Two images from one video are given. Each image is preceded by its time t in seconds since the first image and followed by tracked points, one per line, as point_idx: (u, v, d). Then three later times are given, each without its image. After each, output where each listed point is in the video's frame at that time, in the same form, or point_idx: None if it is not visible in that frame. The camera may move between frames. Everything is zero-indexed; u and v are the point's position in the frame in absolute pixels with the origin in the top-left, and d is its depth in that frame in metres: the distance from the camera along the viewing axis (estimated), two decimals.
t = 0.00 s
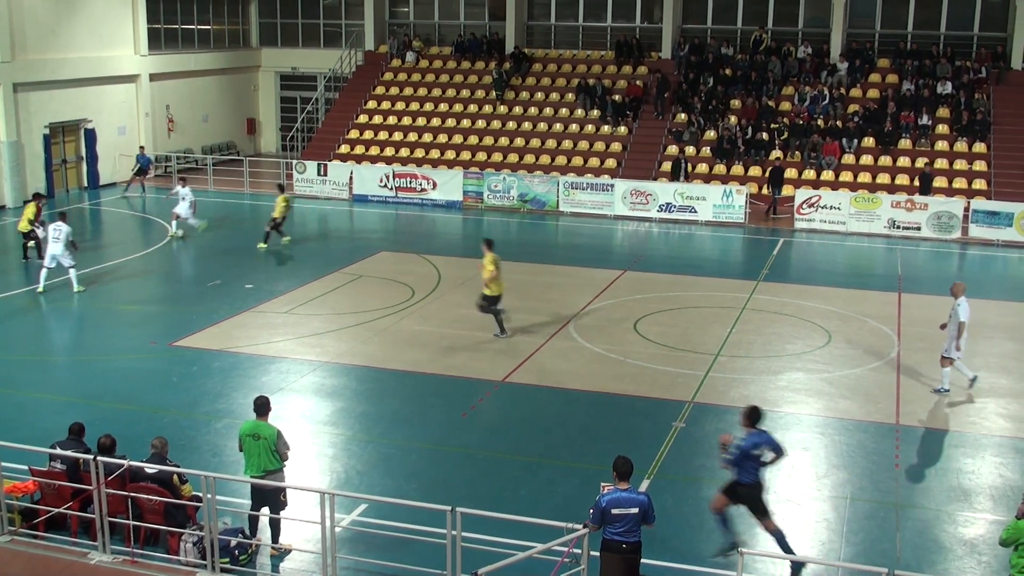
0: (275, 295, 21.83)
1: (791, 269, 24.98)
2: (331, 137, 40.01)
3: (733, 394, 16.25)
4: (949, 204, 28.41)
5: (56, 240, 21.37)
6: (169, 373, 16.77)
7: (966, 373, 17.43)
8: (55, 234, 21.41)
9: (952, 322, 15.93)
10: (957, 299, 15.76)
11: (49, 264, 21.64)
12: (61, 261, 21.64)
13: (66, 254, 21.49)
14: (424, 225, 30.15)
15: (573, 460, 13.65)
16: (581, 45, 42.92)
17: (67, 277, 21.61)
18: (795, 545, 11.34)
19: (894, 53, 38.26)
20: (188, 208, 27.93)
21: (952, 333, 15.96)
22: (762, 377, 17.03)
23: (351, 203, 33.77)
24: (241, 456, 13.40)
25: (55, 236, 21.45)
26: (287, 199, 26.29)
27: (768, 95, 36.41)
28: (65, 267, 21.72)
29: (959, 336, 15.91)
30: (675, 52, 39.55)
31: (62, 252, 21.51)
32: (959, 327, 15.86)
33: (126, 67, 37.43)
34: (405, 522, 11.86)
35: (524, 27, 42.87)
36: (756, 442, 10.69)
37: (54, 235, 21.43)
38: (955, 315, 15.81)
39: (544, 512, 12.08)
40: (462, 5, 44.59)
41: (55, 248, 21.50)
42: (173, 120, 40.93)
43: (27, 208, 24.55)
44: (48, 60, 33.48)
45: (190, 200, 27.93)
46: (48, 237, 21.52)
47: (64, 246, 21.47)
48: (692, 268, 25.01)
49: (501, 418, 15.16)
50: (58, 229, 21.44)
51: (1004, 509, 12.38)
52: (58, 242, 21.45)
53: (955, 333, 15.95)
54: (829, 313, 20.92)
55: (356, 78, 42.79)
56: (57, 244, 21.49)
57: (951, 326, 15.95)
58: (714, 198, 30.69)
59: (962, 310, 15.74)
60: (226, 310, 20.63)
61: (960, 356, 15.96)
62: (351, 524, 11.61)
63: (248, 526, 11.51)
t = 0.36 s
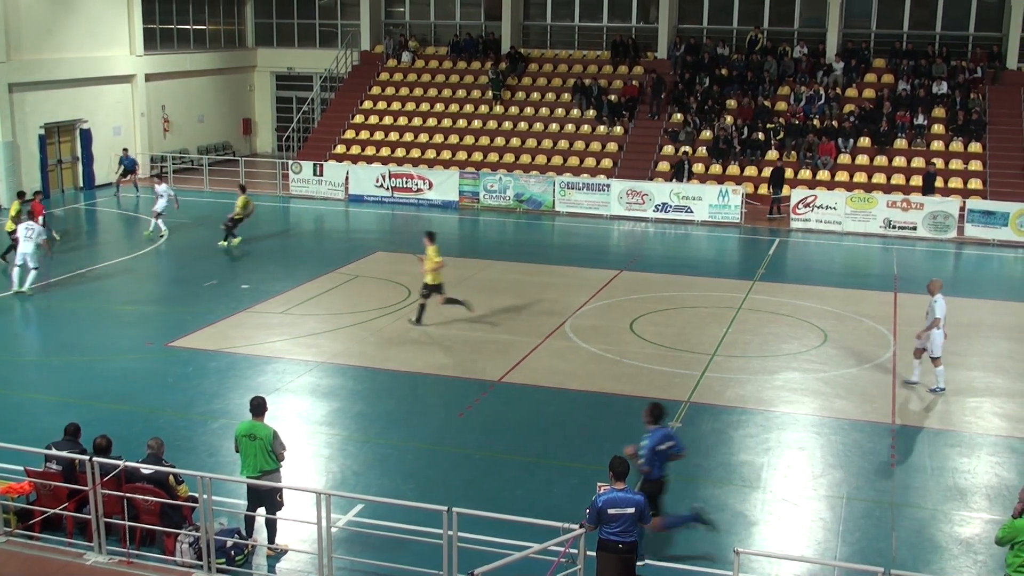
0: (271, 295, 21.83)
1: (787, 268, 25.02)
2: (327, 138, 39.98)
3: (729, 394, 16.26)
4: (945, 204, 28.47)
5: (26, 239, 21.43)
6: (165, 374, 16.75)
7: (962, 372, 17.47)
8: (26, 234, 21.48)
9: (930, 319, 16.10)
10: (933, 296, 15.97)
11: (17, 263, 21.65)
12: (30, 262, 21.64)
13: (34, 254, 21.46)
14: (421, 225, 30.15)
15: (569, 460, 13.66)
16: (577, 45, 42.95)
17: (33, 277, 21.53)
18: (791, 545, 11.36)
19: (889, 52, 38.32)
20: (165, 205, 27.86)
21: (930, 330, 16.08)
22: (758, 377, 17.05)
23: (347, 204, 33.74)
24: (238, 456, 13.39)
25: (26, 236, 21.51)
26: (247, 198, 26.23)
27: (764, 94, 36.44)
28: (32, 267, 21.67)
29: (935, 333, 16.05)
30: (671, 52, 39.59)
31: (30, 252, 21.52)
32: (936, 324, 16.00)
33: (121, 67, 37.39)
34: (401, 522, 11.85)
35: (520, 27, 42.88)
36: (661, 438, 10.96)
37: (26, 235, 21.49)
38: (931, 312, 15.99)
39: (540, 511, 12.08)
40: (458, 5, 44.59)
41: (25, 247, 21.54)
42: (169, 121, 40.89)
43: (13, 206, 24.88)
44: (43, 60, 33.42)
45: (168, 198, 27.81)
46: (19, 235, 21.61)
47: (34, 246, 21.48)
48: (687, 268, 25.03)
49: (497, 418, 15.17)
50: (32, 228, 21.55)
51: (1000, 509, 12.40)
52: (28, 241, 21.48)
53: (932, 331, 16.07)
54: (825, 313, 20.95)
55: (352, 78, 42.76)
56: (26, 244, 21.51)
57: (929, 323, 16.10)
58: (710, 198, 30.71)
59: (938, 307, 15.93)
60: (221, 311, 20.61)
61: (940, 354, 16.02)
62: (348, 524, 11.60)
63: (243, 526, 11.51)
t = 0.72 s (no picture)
0: (267, 295, 21.82)
1: (783, 268, 25.04)
2: (324, 138, 39.96)
3: (725, 394, 16.27)
4: (941, 203, 28.50)
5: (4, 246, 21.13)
6: (161, 374, 16.74)
7: (958, 372, 17.50)
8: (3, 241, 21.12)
9: (911, 318, 16.04)
10: (915, 296, 15.84)
11: None
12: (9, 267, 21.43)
13: (13, 261, 21.27)
14: (417, 225, 30.15)
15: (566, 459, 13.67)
16: (574, 45, 42.97)
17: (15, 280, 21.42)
18: (788, 544, 11.37)
19: (886, 52, 38.38)
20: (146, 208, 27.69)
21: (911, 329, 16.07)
22: (755, 377, 17.07)
23: (344, 204, 33.73)
24: (234, 456, 13.38)
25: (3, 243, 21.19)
26: (218, 198, 26.20)
27: (760, 94, 36.48)
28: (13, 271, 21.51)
29: (916, 331, 16.09)
30: (667, 52, 39.63)
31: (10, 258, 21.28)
32: (917, 323, 15.98)
33: (118, 67, 37.36)
34: (398, 522, 11.86)
35: (517, 27, 42.89)
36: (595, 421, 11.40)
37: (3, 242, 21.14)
38: (912, 312, 15.91)
39: (537, 511, 12.09)
40: (455, 5, 44.60)
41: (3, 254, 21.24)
42: (165, 121, 40.85)
43: None
44: (39, 60, 33.38)
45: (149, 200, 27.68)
46: None
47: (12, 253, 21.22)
48: (684, 268, 25.05)
49: (493, 418, 15.17)
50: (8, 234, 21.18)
51: (996, 508, 12.42)
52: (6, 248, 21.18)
53: (913, 330, 16.08)
54: (821, 312, 20.97)
55: (348, 78, 42.75)
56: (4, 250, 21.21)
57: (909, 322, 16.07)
58: (706, 198, 30.74)
59: (920, 307, 15.84)
60: (218, 311, 20.60)
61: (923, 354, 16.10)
62: (344, 525, 11.60)
63: (240, 527, 11.50)
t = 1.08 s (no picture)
0: (262, 295, 21.80)
1: (779, 268, 25.06)
2: (319, 137, 39.93)
3: (721, 393, 16.29)
4: (936, 203, 28.56)
5: None
6: (156, 374, 16.72)
7: (953, 371, 17.55)
8: None
9: (890, 314, 16.16)
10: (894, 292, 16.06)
11: None
12: None
13: None
14: (413, 225, 30.15)
15: (562, 459, 13.67)
16: (570, 44, 42.97)
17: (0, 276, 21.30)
18: (783, 544, 11.39)
19: (881, 52, 38.44)
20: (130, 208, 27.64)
21: (887, 325, 16.23)
22: (751, 376, 17.09)
23: (339, 203, 33.71)
24: (230, 457, 13.37)
25: None
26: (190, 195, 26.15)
27: (756, 94, 36.52)
28: None
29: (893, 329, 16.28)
30: (663, 52, 39.65)
31: None
32: (894, 320, 16.13)
33: (113, 66, 37.30)
34: (393, 522, 11.86)
35: (512, 26, 42.89)
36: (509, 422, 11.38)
37: None
38: (892, 307, 16.08)
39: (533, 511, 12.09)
40: (450, 4, 44.59)
41: None
42: (160, 120, 40.80)
43: None
44: (34, 60, 33.32)
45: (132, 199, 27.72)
46: None
47: None
48: (679, 267, 25.06)
49: (489, 418, 15.16)
50: None
51: (991, 507, 12.46)
52: None
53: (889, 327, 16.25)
54: (816, 312, 20.99)
55: (343, 78, 42.72)
56: None
57: (887, 318, 16.20)
58: (702, 197, 30.77)
59: (899, 302, 16.06)
60: (213, 311, 20.56)
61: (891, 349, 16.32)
62: (340, 524, 11.59)
63: (236, 527, 11.50)
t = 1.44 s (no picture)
0: (260, 294, 21.77)
1: (776, 268, 25.06)
2: (316, 137, 39.89)
3: (718, 393, 16.30)
4: (933, 203, 28.60)
5: None
6: (153, 373, 16.69)
7: (950, 371, 17.56)
8: None
9: (875, 312, 16.27)
10: (880, 292, 16.13)
11: None
12: None
13: None
14: (411, 224, 30.14)
15: (560, 459, 13.68)
16: (567, 44, 43.00)
17: None
18: (780, 544, 11.40)
19: (878, 52, 38.49)
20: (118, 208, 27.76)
21: (875, 324, 16.33)
22: (748, 376, 17.10)
23: (337, 202, 33.69)
24: (227, 456, 13.35)
25: None
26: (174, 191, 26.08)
27: (753, 94, 36.56)
28: None
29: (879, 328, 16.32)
30: (660, 51, 39.67)
31: None
32: (881, 317, 16.25)
33: (109, 65, 37.27)
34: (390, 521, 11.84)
35: (509, 26, 42.90)
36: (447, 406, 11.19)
37: None
38: (877, 306, 16.16)
39: (531, 511, 12.09)
40: (448, 4, 44.59)
41: None
42: (158, 119, 40.76)
43: None
44: (30, 59, 33.28)
45: (121, 197, 27.84)
46: None
47: None
48: (677, 267, 25.06)
49: (487, 418, 15.14)
50: None
51: (988, 507, 12.47)
52: None
53: (876, 325, 16.33)
54: (814, 312, 20.99)
55: (341, 78, 42.70)
56: None
57: (873, 316, 16.31)
58: (699, 197, 30.77)
59: (883, 301, 16.10)
60: (210, 310, 20.54)
61: (882, 346, 16.39)
62: (338, 524, 11.59)
63: (232, 526, 11.49)
